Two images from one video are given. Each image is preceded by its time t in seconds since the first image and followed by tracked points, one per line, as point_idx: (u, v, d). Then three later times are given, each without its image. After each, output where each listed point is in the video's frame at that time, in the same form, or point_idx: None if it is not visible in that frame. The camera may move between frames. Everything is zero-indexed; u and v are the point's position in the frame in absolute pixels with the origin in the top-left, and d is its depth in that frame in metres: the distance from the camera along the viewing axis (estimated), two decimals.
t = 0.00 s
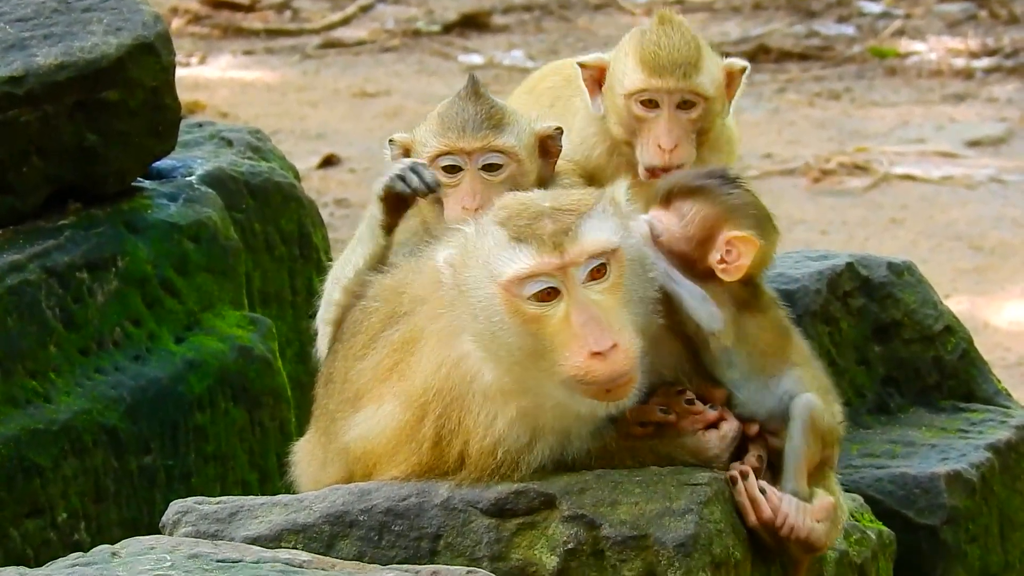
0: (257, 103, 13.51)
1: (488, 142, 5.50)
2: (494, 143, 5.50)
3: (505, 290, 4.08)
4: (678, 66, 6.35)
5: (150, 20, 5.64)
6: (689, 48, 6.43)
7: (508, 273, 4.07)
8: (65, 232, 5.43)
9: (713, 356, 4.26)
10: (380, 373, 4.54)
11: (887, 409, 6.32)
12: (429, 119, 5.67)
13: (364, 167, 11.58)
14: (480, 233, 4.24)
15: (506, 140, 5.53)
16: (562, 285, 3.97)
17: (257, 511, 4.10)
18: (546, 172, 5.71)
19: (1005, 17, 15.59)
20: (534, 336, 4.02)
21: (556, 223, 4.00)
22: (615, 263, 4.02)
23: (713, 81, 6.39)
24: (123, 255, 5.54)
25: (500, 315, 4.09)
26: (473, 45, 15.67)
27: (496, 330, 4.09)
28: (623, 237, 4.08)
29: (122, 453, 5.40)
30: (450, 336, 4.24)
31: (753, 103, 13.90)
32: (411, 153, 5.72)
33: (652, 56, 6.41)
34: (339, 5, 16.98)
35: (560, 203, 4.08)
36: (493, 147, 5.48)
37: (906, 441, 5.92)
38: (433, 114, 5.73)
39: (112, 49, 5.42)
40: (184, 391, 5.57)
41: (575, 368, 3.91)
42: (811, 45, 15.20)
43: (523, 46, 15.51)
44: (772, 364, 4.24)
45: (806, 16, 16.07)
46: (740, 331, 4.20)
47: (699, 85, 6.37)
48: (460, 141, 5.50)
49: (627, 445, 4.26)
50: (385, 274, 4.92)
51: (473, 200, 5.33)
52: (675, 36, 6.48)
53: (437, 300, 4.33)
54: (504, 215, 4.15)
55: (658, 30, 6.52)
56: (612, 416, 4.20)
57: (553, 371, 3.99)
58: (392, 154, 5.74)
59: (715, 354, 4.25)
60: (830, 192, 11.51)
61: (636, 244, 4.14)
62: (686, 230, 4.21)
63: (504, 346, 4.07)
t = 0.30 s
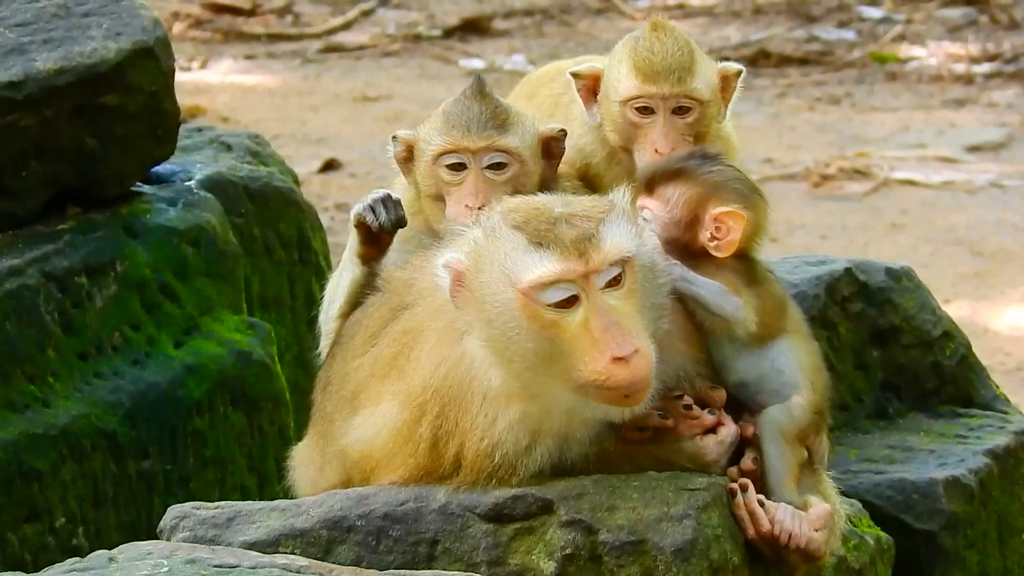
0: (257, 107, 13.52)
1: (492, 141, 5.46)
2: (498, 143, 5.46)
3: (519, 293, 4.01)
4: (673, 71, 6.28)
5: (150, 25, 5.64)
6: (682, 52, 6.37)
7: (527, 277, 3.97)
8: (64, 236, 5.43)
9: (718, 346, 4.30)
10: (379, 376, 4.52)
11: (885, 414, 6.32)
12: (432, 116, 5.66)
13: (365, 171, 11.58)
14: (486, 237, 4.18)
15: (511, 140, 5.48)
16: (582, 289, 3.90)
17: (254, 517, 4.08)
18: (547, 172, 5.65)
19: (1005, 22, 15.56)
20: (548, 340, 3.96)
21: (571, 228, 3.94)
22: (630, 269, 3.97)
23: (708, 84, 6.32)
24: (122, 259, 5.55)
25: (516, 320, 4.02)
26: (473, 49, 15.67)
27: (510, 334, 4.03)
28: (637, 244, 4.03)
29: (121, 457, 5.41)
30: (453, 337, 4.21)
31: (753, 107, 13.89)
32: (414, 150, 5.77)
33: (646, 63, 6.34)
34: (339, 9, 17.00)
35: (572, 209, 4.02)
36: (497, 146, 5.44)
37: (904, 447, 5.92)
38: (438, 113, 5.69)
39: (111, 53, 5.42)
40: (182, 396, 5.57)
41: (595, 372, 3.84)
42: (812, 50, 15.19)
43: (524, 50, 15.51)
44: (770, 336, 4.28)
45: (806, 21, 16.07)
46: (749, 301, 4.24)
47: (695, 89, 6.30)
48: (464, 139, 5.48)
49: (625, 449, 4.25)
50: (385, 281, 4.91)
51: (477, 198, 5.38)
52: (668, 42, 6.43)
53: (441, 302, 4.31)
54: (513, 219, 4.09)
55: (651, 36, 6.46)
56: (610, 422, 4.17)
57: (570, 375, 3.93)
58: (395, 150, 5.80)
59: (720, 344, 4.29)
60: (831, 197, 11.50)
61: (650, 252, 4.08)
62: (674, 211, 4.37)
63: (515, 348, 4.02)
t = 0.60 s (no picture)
0: (257, 119, 13.55)
1: (481, 155, 5.51)
2: (485, 156, 5.50)
3: (529, 306, 4.00)
4: (640, 65, 6.12)
5: (147, 37, 5.65)
6: (652, 47, 6.21)
7: (543, 291, 3.96)
8: (63, 248, 5.43)
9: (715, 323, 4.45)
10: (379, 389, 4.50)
11: (883, 426, 6.31)
12: (427, 125, 5.80)
13: (364, 183, 11.58)
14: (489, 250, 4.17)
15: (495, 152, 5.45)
16: (592, 304, 3.90)
17: (252, 529, 4.08)
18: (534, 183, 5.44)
19: (1005, 33, 15.54)
20: (560, 355, 3.96)
21: (582, 243, 3.93)
22: (638, 284, 3.98)
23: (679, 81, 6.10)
24: (121, 271, 5.55)
25: (526, 336, 4.02)
26: (474, 61, 15.69)
27: (519, 350, 4.02)
28: (643, 260, 4.03)
29: (119, 469, 5.40)
30: (455, 348, 4.20)
31: (753, 119, 13.89)
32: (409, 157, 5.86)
33: (616, 57, 6.17)
34: (340, 21, 17.04)
35: (577, 225, 4.02)
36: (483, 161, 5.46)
37: (902, 458, 5.90)
38: (437, 119, 5.80)
39: (110, 65, 5.43)
40: (181, 408, 5.56)
41: (609, 387, 3.83)
42: (812, 61, 15.20)
43: (524, 61, 15.52)
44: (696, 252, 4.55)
45: (806, 32, 16.07)
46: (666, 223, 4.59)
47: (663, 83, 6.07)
48: (453, 152, 5.57)
49: (623, 461, 4.23)
50: (382, 298, 4.90)
51: (464, 211, 5.43)
52: (640, 39, 6.31)
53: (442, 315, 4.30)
54: (518, 233, 4.08)
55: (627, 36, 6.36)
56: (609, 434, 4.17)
57: (582, 388, 3.92)
58: (391, 156, 5.89)
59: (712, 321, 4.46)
60: (831, 208, 11.49)
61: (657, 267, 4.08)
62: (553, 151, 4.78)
63: (523, 360, 4.02)
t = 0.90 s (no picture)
0: (255, 135, 13.57)
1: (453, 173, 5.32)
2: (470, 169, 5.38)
3: (536, 324, 3.95)
4: (645, 114, 6.28)
5: (146, 52, 5.66)
6: (650, 95, 6.39)
7: (552, 306, 3.91)
8: (61, 263, 5.44)
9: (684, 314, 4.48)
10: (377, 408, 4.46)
11: (881, 440, 6.29)
12: (409, 143, 5.70)
13: (363, 198, 11.59)
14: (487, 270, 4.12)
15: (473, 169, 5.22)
16: (607, 313, 3.87)
17: (251, 543, 4.08)
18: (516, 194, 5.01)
19: (1003, 48, 15.55)
20: (575, 365, 3.91)
21: (588, 255, 3.90)
22: (643, 293, 3.97)
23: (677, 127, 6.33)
24: (119, 286, 5.55)
25: (539, 349, 3.95)
26: (472, 76, 15.70)
27: (534, 364, 3.96)
28: (645, 268, 4.01)
29: (119, 484, 5.40)
30: (457, 368, 4.15)
31: (751, 133, 13.89)
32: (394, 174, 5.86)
33: (620, 106, 6.31)
34: (338, 36, 17.07)
35: (577, 236, 3.98)
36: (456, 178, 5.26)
37: (900, 472, 5.90)
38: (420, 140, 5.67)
39: (108, 81, 5.44)
40: (179, 422, 5.56)
41: (631, 393, 3.81)
42: (810, 76, 15.23)
43: (522, 77, 15.55)
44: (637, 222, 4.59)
45: (805, 47, 16.09)
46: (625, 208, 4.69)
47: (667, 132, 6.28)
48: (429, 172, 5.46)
49: (621, 475, 4.24)
50: (375, 314, 4.89)
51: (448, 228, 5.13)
52: (633, 85, 6.48)
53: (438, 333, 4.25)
54: (516, 250, 4.03)
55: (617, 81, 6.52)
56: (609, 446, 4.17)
57: (597, 400, 3.91)
58: (376, 175, 5.89)
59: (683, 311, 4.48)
60: (830, 223, 11.49)
61: (655, 274, 4.08)
62: (481, 204, 4.99)
63: (532, 377, 3.98)
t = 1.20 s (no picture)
0: (254, 147, 13.59)
1: (468, 184, 5.54)
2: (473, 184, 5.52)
3: (551, 367, 3.73)
4: (657, 192, 5.78)
5: (145, 64, 5.66)
6: (669, 171, 5.90)
7: (567, 351, 3.67)
8: (60, 275, 5.44)
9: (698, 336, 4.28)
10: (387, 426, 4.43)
11: (880, 451, 6.29)
12: (411, 156, 5.82)
13: (361, 210, 11.60)
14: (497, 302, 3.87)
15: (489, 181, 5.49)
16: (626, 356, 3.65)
17: (251, 555, 4.06)
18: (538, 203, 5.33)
19: (1002, 60, 15.58)
20: (592, 407, 3.71)
21: (606, 297, 3.63)
22: (661, 330, 3.72)
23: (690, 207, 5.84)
24: (118, 298, 5.56)
25: (557, 390, 3.73)
26: (471, 88, 15.72)
27: (552, 405, 3.76)
28: (662, 304, 3.76)
29: (118, 495, 5.40)
30: (459, 395, 4.07)
31: (750, 145, 13.91)
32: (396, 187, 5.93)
33: (635, 181, 5.80)
34: (336, 48, 17.09)
35: (593, 270, 3.70)
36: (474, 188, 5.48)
37: (899, 483, 5.90)
38: (419, 153, 5.81)
39: (107, 93, 5.44)
40: (179, 434, 5.56)
41: (650, 438, 3.63)
42: (808, 89, 15.26)
43: (521, 89, 15.57)
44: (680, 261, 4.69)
45: (803, 59, 16.12)
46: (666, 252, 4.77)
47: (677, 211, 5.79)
48: (441, 182, 5.60)
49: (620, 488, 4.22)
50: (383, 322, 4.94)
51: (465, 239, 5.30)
52: (654, 156, 5.99)
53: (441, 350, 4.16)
54: (527, 283, 3.77)
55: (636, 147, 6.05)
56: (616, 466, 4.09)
57: (612, 441, 3.73)
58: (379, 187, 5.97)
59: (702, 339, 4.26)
60: (829, 235, 11.50)
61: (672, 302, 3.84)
62: (464, 289, 4.06)
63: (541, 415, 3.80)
